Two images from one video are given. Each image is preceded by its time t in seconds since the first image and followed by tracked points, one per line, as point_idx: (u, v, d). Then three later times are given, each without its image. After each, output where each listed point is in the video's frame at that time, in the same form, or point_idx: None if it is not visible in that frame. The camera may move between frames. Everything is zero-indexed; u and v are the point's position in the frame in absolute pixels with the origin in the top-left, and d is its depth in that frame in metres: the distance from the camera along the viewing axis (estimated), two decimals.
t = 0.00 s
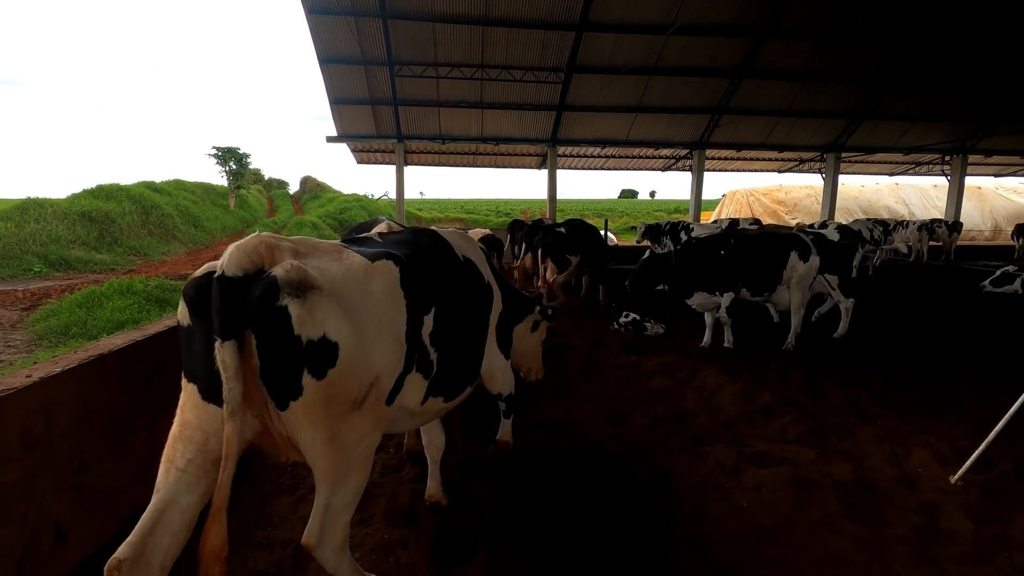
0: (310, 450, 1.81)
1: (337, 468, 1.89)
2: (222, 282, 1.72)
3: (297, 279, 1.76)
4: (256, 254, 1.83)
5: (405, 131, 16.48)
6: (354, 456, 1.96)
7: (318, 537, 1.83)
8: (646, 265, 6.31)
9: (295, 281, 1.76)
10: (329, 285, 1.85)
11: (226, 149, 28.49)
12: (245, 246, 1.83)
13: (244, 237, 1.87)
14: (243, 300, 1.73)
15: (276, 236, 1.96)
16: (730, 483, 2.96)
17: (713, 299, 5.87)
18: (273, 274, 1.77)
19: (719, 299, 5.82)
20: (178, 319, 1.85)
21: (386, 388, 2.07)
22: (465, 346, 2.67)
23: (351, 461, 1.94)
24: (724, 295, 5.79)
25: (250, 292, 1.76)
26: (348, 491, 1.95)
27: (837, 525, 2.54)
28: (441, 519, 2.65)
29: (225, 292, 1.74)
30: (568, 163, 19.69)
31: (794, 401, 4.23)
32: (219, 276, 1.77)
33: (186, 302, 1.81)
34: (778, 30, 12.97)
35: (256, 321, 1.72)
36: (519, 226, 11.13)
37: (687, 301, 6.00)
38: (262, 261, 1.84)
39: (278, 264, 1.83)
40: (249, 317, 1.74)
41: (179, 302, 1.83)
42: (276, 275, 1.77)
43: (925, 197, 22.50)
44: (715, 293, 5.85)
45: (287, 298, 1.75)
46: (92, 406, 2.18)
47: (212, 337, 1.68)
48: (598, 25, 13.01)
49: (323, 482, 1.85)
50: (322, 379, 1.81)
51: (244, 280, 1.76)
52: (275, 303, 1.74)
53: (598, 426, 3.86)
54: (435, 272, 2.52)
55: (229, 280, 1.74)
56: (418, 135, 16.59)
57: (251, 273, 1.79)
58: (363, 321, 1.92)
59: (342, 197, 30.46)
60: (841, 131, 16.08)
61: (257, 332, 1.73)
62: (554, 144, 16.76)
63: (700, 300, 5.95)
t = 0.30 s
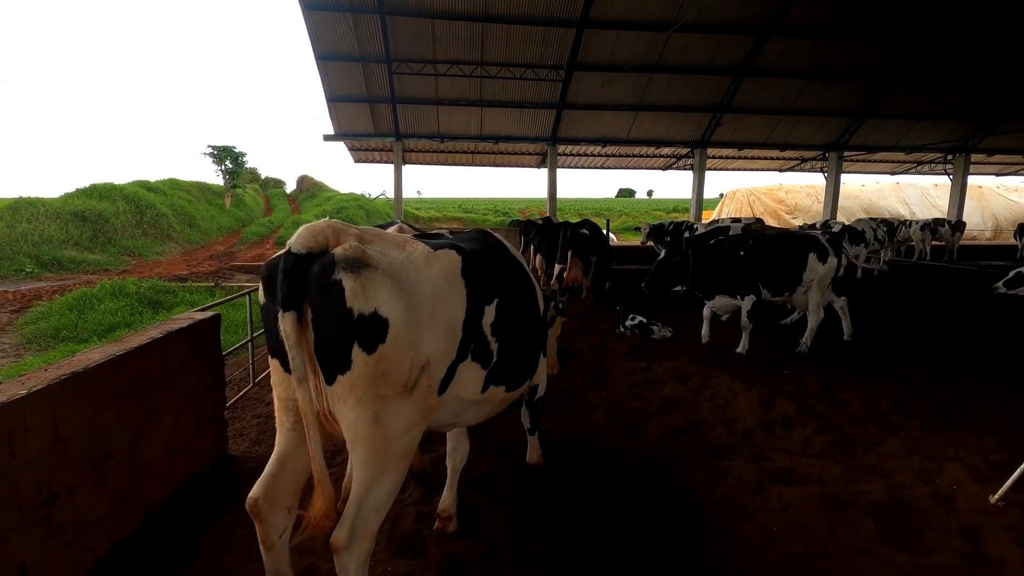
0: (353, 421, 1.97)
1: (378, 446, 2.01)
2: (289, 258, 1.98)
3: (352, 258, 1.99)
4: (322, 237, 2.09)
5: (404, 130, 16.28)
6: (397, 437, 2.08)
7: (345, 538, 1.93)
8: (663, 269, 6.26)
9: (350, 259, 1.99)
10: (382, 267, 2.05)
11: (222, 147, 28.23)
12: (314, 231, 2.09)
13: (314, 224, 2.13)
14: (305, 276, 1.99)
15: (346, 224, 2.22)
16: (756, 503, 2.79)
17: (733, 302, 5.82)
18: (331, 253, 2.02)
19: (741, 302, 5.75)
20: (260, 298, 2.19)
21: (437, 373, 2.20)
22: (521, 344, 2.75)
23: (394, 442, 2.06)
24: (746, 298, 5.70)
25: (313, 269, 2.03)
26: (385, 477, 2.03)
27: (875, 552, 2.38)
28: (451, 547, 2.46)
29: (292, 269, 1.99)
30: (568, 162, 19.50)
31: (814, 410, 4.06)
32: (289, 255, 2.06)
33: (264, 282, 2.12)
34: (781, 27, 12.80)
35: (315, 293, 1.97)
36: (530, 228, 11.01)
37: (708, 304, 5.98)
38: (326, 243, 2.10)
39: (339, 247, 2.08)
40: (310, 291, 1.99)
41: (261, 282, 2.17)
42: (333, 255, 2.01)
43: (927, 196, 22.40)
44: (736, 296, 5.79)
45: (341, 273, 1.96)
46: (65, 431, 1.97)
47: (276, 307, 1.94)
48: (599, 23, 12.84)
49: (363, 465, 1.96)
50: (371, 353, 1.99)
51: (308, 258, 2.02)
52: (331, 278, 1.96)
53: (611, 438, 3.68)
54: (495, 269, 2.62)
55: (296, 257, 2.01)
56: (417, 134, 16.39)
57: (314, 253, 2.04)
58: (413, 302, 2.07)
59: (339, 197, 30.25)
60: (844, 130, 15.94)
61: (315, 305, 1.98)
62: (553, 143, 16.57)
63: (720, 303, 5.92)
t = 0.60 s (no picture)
0: (401, 416, 2.05)
1: (426, 438, 2.08)
2: (338, 266, 2.09)
3: (397, 263, 2.08)
4: (367, 242, 2.19)
5: (399, 127, 16.04)
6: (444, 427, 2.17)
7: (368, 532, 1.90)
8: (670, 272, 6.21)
9: (395, 264, 2.07)
10: (427, 269, 2.14)
11: (215, 144, 27.88)
12: (358, 238, 2.18)
13: (357, 229, 2.21)
14: (355, 283, 2.09)
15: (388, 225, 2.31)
16: (773, 518, 2.61)
17: (741, 299, 5.84)
18: (378, 258, 2.12)
19: (748, 300, 5.73)
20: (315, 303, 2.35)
21: (478, 365, 2.31)
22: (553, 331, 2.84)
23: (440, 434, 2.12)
24: (752, 296, 5.67)
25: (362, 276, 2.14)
26: (429, 467, 2.09)
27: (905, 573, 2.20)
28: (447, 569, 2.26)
29: (342, 278, 2.10)
30: (565, 159, 19.31)
31: (827, 414, 3.90)
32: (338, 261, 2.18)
33: (315, 291, 2.24)
34: (780, 24, 12.63)
35: (366, 300, 2.08)
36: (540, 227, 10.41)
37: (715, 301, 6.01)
38: (370, 246, 2.19)
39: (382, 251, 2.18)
40: (360, 296, 2.10)
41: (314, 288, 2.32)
42: (380, 260, 2.11)
43: (924, 195, 22.38)
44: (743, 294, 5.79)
45: (390, 280, 2.06)
46: (12, 446, 1.76)
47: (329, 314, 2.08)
48: (597, 18, 12.65)
49: (402, 456, 2.00)
50: (421, 350, 2.08)
51: (356, 263, 2.13)
52: (381, 285, 2.06)
53: (614, 445, 3.48)
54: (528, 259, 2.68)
55: (342, 263, 2.12)
56: (412, 131, 16.16)
57: (361, 257, 2.15)
58: (457, 300, 2.18)
59: (334, 196, 29.98)
60: (843, 128, 15.83)
61: (364, 310, 2.10)
62: (551, 140, 16.39)
63: (727, 300, 5.95)
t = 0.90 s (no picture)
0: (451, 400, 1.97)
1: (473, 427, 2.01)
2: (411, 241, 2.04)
3: (476, 248, 2.07)
4: (440, 225, 2.17)
5: (391, 123, 15.73)
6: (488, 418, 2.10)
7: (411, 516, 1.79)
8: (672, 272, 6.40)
9: (474, 250, 2.06)
10: (498, 261, 2.14)
11: (204, 141, 27.43)
12: (430, 218, 2.16)
13: (428, 210, 2.19)
14: (430, 260, 2.05)
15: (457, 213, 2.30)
16: (792, 538, 2.38)
17: (743, 296, 5.85)
18: (455, 242, 2.09)
19: (749, 296, 5.72)
20: (363, 275, 2.24)
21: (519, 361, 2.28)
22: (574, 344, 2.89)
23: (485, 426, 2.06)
24: (753, 291, 5.66)
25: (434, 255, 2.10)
26: (470, 457, 2.01)
27: None
28: None
29: (413, 253, 2.05)
30: (561, 157, 19.08)
31: (840, 419, 3.69)
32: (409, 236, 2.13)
33: (374, 262, 2.16)
34: (777, 20, 12.44)
35: (439, 278, 2.02)
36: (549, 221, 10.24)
37: (718, 297, 6.06)
38: (441, 229, 2.16)
39: (455, 235, 2.16)
40: (431, 275, 2.06)
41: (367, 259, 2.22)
42: (457, 243, 2.09)
43: (920, 193, 22.35)
44: (745, 289, 5.78)
45: (468, 263, 2.04)
46: None
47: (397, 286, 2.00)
48: (592, 13, 12.43)
49: (451, 437, 1.92)
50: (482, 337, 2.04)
51: (431, 242, 2.10)
52: (457, 266, 2.04)
53: (616, 455, 3.25)
54: (564, 274, 2.76)
55: (417, 240, 2.08)
56: (404, 127, 15.85)
57: (435, 238, 2.12)
58: (517, 293, 2.18)
59: (326, 194, 29.69)
60: (840, 125, 15.71)
61: (433, 288, 2.05)
62: (546, 137, 16.16)
63: (730, 296, 5.97)
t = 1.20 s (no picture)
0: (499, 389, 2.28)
1: (517, 410, 2.31)
2: (441, 251, 2.19)
3: (501, 255, 2.25)
4: (461, 232, 2.32)
5: (368, 124, 15.37)
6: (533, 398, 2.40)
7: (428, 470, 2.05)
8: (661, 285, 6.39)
9: (500, 257, 2.24)
10: (519, 261, 2.35)
11: (174, 142, 26.56)
12: (451, 227, 2.29)
13: (447, 219, 2.32)
14: (460, 269, 2.20)
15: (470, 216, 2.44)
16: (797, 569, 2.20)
17: (728, 297, 6.00)
18: (481, 248, 2.25)
19: (733, 298, 5.88)
20: (388, 282, 2.34)
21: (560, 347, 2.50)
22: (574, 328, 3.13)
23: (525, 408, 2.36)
24: (738, 294, 5.82)
25: (462, 261, 2.26)
26: (524, 433, 2.33)
27: None
28: None
29: (445, 263, 2.20)
30: (541, 159, 18.93)
31: (834, 431, 3.56)
32: (436, 244, 2.25)
33: (401, 272, 2.27)
34: (756, 23, 12.51)
35: (474, 286, 2.20)
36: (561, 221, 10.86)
37: (705, 300, 6.21)
38: (463, 235, 2.32)
39: (477, 241, 2.32)
40: (462, 281, 2.22)
41: (392, 268, 2.31)
42: (484, 250, 2.25)
43: (893, 196, 22.82)
44: (730, 292, 5.92)
45: (496, 271, 2.22)
46: None
47: (437, 295, 2.13)
48: (572, 14, 12.31)
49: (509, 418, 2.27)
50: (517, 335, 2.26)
51: (457, 249, 2.25)
52: (487, 273, 2.21)
53: (606, 476, 3.03)
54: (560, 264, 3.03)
55: (446, 249, 2.21)
56: (381, 128, 15.50)
57: (461, 245, 2.27)
58: (540, 289, 2.40)
59: (302, 197, 29.03)
60: (816, 128, 15.91)
61: (466, 294, 2.22)
62: (526, 139, 15.97)
63: (716, 299, 6.15)
